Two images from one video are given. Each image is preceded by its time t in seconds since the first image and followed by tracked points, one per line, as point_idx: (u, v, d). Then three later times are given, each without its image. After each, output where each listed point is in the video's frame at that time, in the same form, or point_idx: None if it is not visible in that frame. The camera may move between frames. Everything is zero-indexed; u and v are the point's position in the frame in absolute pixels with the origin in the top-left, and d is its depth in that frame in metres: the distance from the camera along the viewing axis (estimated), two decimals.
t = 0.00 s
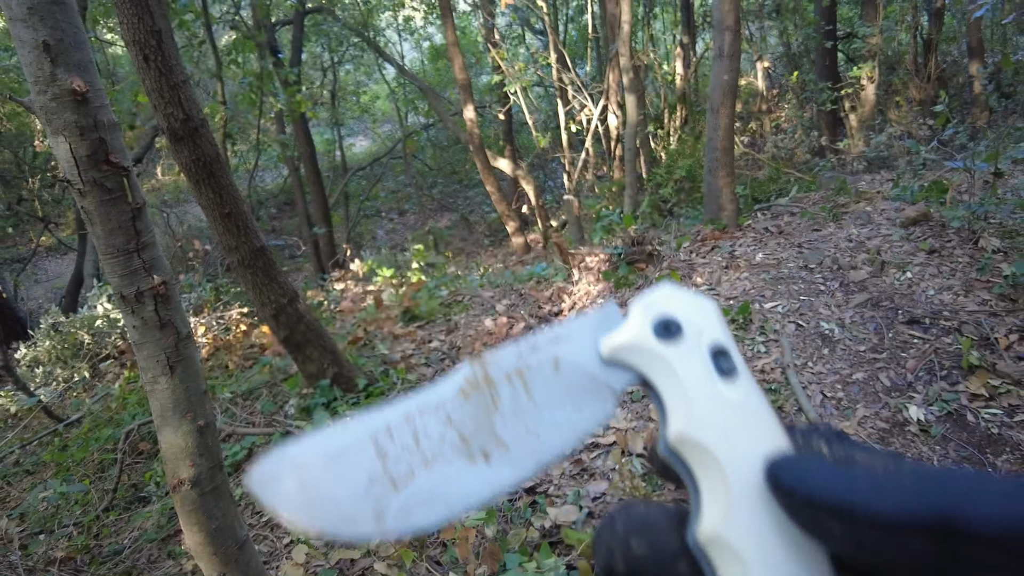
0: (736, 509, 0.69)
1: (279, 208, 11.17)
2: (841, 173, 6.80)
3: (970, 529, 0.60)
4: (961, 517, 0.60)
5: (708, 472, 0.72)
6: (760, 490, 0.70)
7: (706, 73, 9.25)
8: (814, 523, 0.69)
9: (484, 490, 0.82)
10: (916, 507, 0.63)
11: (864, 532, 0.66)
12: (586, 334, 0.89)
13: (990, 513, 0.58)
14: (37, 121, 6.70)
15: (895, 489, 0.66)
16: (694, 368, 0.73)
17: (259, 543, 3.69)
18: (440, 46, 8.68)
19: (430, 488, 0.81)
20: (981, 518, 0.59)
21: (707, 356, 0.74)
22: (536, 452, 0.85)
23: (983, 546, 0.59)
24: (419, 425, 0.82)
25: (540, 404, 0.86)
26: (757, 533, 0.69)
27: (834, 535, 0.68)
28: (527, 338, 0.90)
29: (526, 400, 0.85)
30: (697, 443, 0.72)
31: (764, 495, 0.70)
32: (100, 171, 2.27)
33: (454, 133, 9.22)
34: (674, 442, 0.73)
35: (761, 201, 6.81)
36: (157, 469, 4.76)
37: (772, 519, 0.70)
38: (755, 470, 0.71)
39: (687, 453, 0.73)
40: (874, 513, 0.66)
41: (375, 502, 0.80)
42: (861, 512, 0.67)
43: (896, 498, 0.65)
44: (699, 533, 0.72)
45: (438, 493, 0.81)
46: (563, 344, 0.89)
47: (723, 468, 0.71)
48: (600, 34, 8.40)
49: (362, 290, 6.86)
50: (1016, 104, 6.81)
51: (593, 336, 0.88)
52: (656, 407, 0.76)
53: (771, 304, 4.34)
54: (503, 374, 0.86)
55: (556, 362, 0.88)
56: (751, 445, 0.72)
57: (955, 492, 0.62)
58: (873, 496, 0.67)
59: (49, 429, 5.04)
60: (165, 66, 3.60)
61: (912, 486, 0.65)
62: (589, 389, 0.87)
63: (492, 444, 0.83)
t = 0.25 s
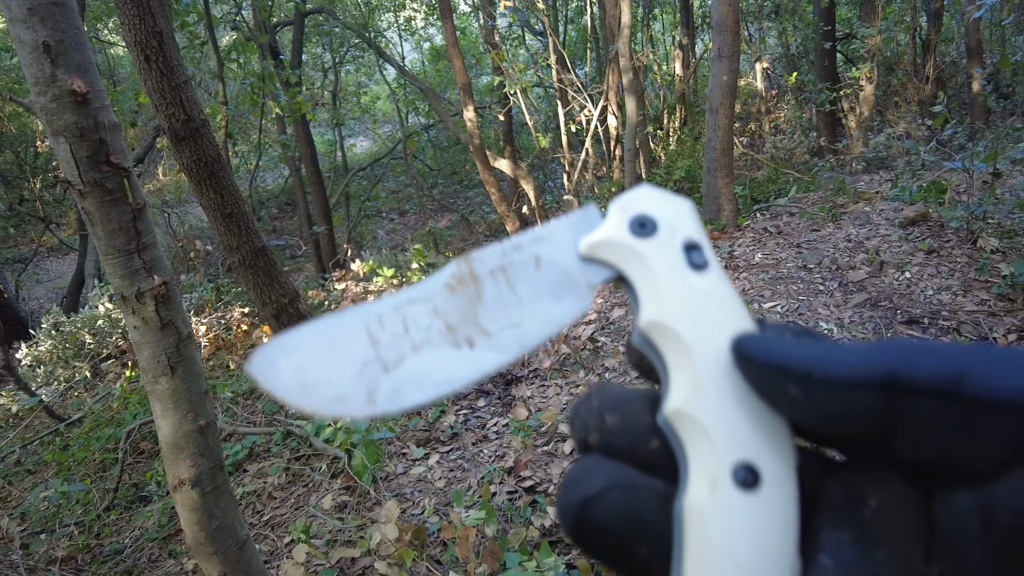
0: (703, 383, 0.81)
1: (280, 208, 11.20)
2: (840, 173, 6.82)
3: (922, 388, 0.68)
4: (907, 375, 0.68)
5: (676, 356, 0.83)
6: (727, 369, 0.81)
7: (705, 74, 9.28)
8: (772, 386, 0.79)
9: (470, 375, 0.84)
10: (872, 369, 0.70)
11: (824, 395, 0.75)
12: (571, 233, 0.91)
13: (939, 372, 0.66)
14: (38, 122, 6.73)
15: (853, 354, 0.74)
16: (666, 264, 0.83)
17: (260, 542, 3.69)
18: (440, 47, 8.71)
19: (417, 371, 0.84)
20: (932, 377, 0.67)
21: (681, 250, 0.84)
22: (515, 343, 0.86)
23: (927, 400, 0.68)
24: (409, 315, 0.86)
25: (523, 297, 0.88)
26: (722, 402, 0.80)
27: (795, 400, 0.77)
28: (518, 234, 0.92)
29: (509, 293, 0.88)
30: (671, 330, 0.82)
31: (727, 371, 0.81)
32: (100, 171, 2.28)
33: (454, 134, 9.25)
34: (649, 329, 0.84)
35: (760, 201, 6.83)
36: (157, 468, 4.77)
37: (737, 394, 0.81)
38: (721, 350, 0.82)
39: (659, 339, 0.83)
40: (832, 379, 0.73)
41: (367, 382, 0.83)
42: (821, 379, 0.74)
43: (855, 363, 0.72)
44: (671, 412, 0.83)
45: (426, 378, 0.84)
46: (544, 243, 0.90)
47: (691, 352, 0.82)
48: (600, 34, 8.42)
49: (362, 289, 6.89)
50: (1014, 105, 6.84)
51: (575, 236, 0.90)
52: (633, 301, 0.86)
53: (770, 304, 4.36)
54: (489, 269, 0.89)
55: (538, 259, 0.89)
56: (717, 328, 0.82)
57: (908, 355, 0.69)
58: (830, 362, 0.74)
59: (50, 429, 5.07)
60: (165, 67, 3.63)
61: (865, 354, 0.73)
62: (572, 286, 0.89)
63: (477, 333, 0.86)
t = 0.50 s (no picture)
0: (681, 395, 0.80)
1: (281, 208, 11.20)
2: (839, 173, 6.82)
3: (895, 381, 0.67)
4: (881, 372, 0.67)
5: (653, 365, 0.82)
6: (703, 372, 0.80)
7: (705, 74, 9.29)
8: (752, 392, 0.77)
9: (449, 402, 0.85)
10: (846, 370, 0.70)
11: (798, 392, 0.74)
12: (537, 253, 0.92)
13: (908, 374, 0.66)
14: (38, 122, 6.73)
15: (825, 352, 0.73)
16: (635, 273, 0.83)
17: (260, 542, 3.69)
18: (440, 47, 8.72)
19: (395, 404, 0.85)
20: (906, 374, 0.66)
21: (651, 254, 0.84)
22: (494, 365, 0.87)
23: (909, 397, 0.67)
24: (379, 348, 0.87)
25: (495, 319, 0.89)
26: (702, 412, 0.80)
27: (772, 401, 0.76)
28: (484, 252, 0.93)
29: (480, 315, 0.89)
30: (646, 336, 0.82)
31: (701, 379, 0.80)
32: (99, 172, 2.28)
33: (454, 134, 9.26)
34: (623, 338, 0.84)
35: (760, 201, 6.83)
36: (157, 468, 4.77)
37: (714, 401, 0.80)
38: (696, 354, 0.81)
39: (631, 346, 0.83)
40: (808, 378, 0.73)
41: (343, 425, 0.83)
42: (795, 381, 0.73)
43: (833, 363, 0.71)
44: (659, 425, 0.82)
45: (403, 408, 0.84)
46: (513, 261, 0.92)
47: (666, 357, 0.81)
48: (601, 34, 8.43)
49: (362, 289, 6.90)
50: (1014, 106, 6.85)
51: (543, 252, 0.92)
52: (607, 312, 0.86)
53: (770, 304, 4.36)
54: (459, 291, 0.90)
55: (509, 277, 0.91)
56: (691, 333, 0.82)
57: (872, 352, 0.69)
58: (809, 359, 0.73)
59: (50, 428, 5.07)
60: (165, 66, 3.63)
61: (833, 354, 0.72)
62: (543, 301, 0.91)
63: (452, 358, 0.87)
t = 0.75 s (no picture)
0: (671, 450, 0.83)
1: (280, 208, 11.19)
2: (839, 173, 6.82)
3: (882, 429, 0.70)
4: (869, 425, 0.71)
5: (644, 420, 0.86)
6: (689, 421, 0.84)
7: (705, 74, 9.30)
8: (739, 447, 0.81)
9: (427, 480, 0.84)
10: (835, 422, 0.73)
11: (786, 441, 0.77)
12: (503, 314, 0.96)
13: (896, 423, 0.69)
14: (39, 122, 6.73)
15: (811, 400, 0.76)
16: (611, 323, 0.90)
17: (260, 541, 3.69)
18: (439, 47, 8.74)
19: (375, 485, 0.83)
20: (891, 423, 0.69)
21: (620, 308, 0.91)
22: (472, 434, 0.88)
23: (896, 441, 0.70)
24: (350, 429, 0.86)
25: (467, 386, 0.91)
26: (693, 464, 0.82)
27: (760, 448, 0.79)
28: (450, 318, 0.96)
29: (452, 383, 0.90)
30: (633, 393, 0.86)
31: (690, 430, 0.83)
32: (99, 172, 2.28)
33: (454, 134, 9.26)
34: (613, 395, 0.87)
35: (761, 201, 6.82)
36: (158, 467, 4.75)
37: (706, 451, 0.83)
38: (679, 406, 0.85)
39: (619, 402, 0.87)
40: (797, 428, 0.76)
41: (301, 514, 0.81)
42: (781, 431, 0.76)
43: (821, 414, 0.74)
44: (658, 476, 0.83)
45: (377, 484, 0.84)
46: (483, 320, 0.95)
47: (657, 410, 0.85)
48: (600, 35, 8.44)
49: (362, 289, 6.90)
50: (1013, 106, 6.85)
51: (512, 309, 0.96)
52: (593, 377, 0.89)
53: (770, 304, 4.36)
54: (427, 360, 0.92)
55: (479, 340, 0.93)
56: (670, 382, 0.87)
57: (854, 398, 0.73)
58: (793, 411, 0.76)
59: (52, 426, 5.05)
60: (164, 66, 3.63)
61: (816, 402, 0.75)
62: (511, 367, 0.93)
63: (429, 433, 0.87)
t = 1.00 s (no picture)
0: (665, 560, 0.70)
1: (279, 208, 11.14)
2: (842, 172, 6.74)
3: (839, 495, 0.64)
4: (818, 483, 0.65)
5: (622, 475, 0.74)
6: (649, 459, 0.73)
7: (706, 71, 9.25)
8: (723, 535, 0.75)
9: None
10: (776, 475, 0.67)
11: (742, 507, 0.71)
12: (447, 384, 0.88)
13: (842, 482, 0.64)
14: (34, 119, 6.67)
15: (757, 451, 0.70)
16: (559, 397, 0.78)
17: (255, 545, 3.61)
18: (438, 44, 8.69)
19: None
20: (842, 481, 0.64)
21: (570, 372, 0.78)
22: (405, 494, 0.80)
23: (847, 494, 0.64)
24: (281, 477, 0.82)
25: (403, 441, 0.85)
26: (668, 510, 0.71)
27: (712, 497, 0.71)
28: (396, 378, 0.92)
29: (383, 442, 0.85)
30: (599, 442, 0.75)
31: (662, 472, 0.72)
32: (94, 171, 2.21)
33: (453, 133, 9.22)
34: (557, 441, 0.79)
35: (763, 199, 6.74)
36: (153, 470, 4.66)
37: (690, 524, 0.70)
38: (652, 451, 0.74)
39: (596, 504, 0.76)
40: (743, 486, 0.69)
41: (240, 570, 0.78)
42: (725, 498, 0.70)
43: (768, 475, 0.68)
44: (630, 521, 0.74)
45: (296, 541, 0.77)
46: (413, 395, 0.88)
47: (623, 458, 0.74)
48: (601, 33, 8.38)
49: (360, 288, 6.83)
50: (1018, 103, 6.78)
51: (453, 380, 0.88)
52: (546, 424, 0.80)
53: (774, 304, 4.29)
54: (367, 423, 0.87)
55: (419, 403, 0.87)
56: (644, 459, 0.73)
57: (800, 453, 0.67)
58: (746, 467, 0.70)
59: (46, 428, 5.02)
60: (163, 64, 3.55)
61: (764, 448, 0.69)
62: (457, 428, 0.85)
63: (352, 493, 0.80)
